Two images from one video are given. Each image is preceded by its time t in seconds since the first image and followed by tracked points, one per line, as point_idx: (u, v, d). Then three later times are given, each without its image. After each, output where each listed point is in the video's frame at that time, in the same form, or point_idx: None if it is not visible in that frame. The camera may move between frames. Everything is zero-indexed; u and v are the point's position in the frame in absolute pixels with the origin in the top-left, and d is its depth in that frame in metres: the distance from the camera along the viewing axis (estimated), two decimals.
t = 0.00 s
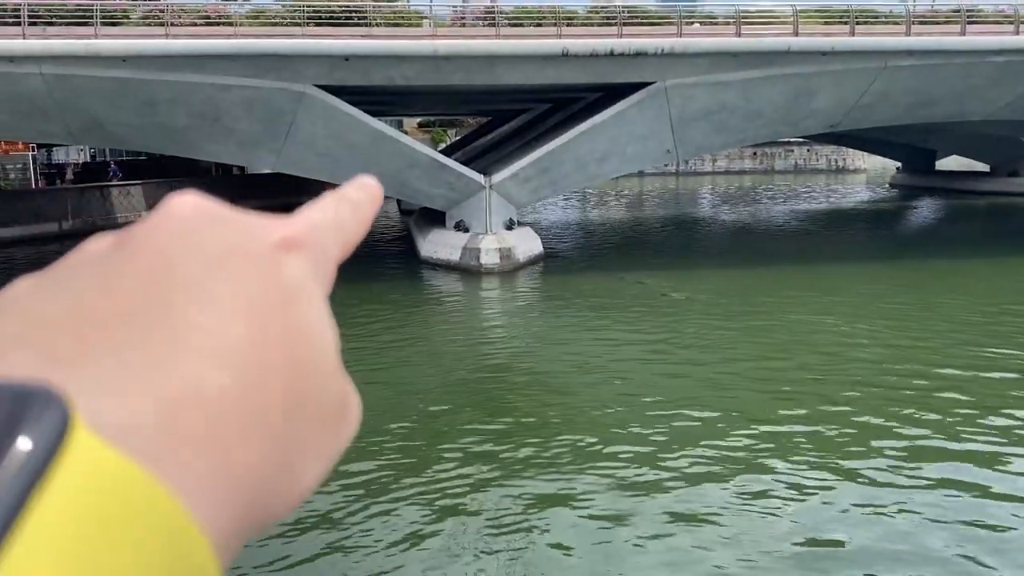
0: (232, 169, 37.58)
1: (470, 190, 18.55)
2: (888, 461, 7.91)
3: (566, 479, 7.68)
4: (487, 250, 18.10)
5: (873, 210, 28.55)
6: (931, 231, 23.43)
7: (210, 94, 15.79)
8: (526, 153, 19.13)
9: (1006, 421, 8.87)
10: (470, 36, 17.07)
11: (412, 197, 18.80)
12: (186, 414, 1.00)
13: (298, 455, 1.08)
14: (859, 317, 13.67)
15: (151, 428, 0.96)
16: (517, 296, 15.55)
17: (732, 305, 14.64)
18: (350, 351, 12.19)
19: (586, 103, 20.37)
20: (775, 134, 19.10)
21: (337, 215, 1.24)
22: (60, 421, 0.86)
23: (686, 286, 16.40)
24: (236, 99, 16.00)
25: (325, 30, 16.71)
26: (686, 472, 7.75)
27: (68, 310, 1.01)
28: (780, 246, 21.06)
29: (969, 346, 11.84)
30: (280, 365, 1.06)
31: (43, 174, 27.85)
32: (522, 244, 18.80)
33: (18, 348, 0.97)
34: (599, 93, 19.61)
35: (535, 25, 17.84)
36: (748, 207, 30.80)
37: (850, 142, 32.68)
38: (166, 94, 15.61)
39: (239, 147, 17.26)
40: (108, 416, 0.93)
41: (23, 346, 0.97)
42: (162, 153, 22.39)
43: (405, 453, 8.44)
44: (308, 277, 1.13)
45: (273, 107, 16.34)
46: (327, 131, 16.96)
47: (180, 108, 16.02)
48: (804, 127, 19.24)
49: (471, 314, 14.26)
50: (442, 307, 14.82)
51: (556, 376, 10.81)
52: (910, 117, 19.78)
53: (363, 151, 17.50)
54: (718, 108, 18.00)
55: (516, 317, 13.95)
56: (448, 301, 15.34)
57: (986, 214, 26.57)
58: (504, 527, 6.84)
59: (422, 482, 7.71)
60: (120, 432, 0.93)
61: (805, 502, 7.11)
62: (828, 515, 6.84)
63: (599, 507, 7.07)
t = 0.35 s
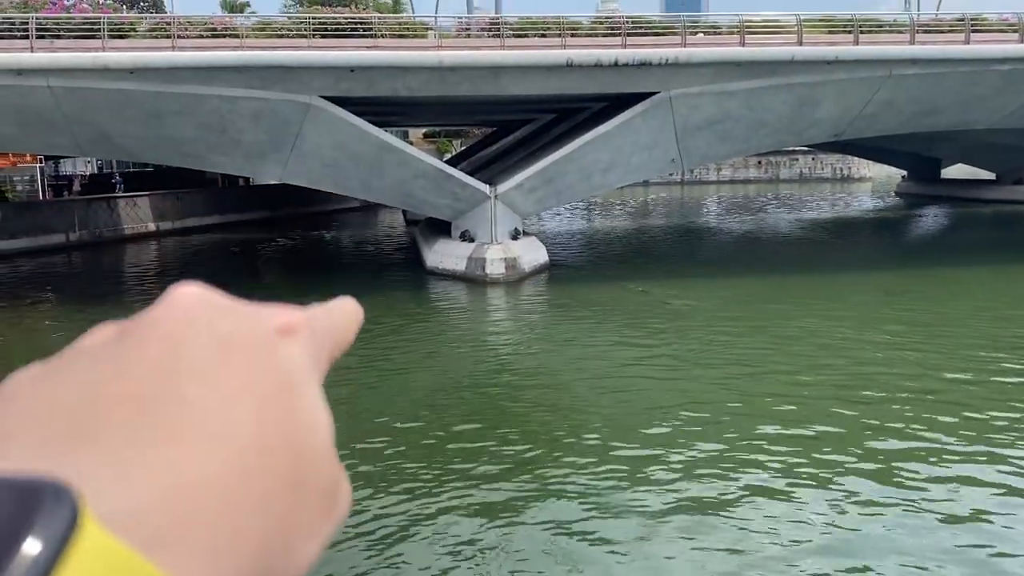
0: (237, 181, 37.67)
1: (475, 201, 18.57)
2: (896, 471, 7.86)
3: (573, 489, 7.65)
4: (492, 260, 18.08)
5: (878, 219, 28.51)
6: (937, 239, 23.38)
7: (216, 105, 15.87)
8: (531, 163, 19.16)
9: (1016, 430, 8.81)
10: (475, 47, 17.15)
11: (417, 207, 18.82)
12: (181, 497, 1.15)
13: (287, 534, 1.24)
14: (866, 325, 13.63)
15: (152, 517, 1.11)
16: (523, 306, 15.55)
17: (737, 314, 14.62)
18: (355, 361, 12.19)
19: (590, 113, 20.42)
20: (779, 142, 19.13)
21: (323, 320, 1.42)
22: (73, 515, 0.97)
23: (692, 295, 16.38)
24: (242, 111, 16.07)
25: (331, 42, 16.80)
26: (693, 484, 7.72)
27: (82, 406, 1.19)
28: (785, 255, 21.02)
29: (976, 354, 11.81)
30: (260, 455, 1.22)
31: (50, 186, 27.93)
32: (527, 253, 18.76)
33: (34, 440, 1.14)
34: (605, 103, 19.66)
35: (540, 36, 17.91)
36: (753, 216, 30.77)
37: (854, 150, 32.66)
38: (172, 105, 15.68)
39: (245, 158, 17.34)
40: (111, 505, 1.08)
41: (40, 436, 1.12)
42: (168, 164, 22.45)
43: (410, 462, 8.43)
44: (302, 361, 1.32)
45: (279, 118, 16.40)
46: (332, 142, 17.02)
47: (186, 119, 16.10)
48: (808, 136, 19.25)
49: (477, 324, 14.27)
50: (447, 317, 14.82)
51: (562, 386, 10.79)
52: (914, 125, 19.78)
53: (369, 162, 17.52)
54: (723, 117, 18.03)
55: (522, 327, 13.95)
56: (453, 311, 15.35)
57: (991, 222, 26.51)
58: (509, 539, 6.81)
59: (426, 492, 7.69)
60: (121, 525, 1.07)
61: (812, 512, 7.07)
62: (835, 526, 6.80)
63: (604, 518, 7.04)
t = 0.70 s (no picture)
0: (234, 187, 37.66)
1: (472, 206, 18.55)
2: (896, 474, 7.85)
3: (572, 494, 7.63)
4: (490, 265, 18.07)
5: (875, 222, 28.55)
6: (934, 242, 23.42)
7: (213, 111, 15.87)
8: (529, 168, 19.18)
9: (1016, 433, 8.80)
10: (472, 53, 17.17)
11: (415, 212, 18.81)
12: None
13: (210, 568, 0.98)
14: (863, 329, 13.64)
15: None
16: (521, 311, 15.55)
17: (736, 318, 14.63)
18: (354, 366, 12.18)
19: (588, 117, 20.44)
20: (776, 146, 19.16)
21: (248, 306, 1.15)
22: None
23: (689, 299, 16.39)
24: (239, 116, 16.06)
25: (328, 48, 16.82)
26: (692, 488, 7.70)
27: None
28: (782, 259, 21.04)
29: (974, 356, 11.82)
30: (174, 530, 0.98)
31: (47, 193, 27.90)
32: (525, 258, 18.77)
33: None
34: (602, 107, 19.68)
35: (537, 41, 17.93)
36: (750, 220, 30.81)
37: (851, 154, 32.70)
38: (169, 111, 15.68)
39: (243, 164, 17.33)
40: None
41: None
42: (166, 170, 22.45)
43: (409, 467, 8.40)
44: (201, 385, 1.05)
45: (276, 124, 16.39)
46: (330, 148, 17.01)
47: (183, 125, 16.09)
48: (805, 139, 19.28)
49: (475, 328, 14.26)
50: (445, 322, 14.81)
51: (560, 390, 10.77)
52: (911, 128, 19.82)
53: (366, 167, 17.52)
54: (720, 121, 18.06)
55: (520, 332, 13.94)
56: (452, 316, 15.34)
57: (988, 225, 26.55)
58: (508, 545, 6.78)
59: (425, 497, 7.66)
60: None
61: (812, 516, 7.06)
62: (835, 529, 6.79)
63: (603, 523, 7.01)
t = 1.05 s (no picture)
0: (226, 188, 37.56)
1: (464, 206, 18.51)
2: (887, 472, 7.86)
3: (564, 495, 7.61)
4: (482, 265, 18.02)
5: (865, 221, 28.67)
6: (925, 240, 23.51)
7: (203, 112, 15.81)
8: (520, 168, 19.17)
9: (1006, 429, 8.82)
10: (463, 53, 17.17)
11: (406, 213, 18.76)
12: None
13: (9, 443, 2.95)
14: (855, 327, 13.67)
15: None
16: (513, 311, 15.55)
17: (728, 317, 14.66)
18: (346, 368, 12.15)
19: (579, 117, 20.44)
20: (767, 146, 19.23)
21: None
22: None
23: (681, 298, 16.45)
24: (229, 117, 16.00)
25: (318, 49, 16.78)
26: (685, 486, 7.73)
27: None
28: (773, 258, 21.13)
29: (964, 354, 11.87)
30: None
31: (36, 195, 27.77)
32: (517, 258, 18.75)
33: None
34: (593, 107, 19.69)
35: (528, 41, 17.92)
36: (741, 219, 30.90)
37: (841, 153, 32.81)
38: (158, 112, 15.62)
39: (233, 165, 17.26)
40: None
41: None
42: (156, 172, 22.37)
43: (400, 468, 8.37)
44: None
45: (266, 125, 16.34)
46: (320, 149, 16.96)
47: (173, 126, 16.02)
48: (795, 138, 19.34)
49: (467, 329, 14.26)
50: (437, 323, 14.81)
51: (551, 390, 10.75)
52: (901, 127, 19.89)
53: (358, 168, 17.46)
54: (710, 121, 18.09)
55: (512, 333, 13.92)
56: (444, 316, 15.32)
57: (978, 223, 26.66)
58: (500, 543, 6.80)
59: (417, 498, 7.64)
60: None
61: (804, 514, 7.06)
62: (827, 528, 6.79)
63: (595, 524, 7.00)
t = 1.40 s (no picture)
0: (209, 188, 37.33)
1: (449, 205, 18.43)
2: (874, 466, 7.89)
3: (552, 492, 7.59)
4: (467, 264, 17.95)
5: (848, 219, 28.85)
6: (908, 238, 23.68)
7: (184, 111, 15.70)
8: (505, 167, 19.14)
9: (988, 425, 8.88)
10: (448, 51, 17.14)
11: (391, 212, 18.69)
12: None
13: None
14: (838, 324, 13.76)
15: None
16: (497, 309, 15.53)
17: (712, 314, 14.71)
18: (332, 367, 12.11)
19: (563, 115, 20.42)
20: (751, 145, 19.32)
21: None
22: None
23: (665, 296, 16.50)
24: (211, 116, 15.89)
25: (302, 47, 16.70)
26: (671, 482, 7.73)
27: None
28: (757, 256, 21.24)
29: (946, 350, 11.95)
30: None
31: (16, 195, 27.52)
32: (502, 257, 18.72)
33: None
34: (578, 106, 19.71)
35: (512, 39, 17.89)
36: (726, 217, 31.03)
37: (824, 151, 32.98)
38: (139, 112, 15.50)
39: (216, 164, 17.14)
40: None
41: None
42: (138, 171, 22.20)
43: (386, 467, 8.33)
44: None
45: (249, 124, 16.24)
46: (304, 148, 16.88)
47: (155, 125, 15.89)
48: (778, 137, 19.44)
49: (452, 328, 14.23)
50: (422, 322, 14.77)
51: (537, 388, 10.75)
52: (883, 125, 20.03)
53: (341, 167, 17.38)
54: (694, 120, 18.15)
55: (498, 331, 13.90)
56: (428, 315, 15.28)
57: (959, 220, 26.88)
58: (484, 540, 6.78)
59: (402, 496, 7.60)
60: None
61: (790, 508, 7.07)
62: (815, 522, 6.79)
63: (582, 520, 6.98)
